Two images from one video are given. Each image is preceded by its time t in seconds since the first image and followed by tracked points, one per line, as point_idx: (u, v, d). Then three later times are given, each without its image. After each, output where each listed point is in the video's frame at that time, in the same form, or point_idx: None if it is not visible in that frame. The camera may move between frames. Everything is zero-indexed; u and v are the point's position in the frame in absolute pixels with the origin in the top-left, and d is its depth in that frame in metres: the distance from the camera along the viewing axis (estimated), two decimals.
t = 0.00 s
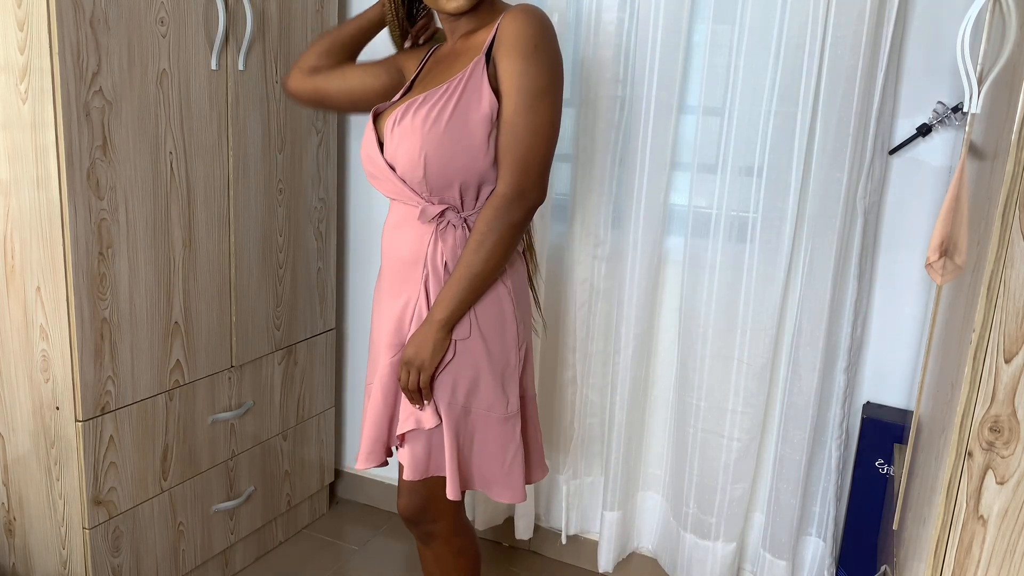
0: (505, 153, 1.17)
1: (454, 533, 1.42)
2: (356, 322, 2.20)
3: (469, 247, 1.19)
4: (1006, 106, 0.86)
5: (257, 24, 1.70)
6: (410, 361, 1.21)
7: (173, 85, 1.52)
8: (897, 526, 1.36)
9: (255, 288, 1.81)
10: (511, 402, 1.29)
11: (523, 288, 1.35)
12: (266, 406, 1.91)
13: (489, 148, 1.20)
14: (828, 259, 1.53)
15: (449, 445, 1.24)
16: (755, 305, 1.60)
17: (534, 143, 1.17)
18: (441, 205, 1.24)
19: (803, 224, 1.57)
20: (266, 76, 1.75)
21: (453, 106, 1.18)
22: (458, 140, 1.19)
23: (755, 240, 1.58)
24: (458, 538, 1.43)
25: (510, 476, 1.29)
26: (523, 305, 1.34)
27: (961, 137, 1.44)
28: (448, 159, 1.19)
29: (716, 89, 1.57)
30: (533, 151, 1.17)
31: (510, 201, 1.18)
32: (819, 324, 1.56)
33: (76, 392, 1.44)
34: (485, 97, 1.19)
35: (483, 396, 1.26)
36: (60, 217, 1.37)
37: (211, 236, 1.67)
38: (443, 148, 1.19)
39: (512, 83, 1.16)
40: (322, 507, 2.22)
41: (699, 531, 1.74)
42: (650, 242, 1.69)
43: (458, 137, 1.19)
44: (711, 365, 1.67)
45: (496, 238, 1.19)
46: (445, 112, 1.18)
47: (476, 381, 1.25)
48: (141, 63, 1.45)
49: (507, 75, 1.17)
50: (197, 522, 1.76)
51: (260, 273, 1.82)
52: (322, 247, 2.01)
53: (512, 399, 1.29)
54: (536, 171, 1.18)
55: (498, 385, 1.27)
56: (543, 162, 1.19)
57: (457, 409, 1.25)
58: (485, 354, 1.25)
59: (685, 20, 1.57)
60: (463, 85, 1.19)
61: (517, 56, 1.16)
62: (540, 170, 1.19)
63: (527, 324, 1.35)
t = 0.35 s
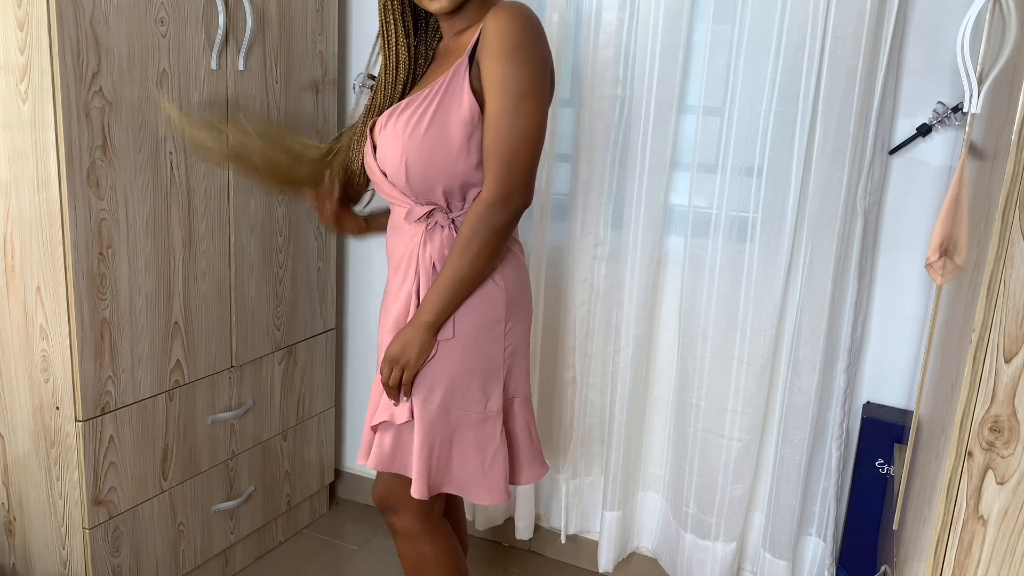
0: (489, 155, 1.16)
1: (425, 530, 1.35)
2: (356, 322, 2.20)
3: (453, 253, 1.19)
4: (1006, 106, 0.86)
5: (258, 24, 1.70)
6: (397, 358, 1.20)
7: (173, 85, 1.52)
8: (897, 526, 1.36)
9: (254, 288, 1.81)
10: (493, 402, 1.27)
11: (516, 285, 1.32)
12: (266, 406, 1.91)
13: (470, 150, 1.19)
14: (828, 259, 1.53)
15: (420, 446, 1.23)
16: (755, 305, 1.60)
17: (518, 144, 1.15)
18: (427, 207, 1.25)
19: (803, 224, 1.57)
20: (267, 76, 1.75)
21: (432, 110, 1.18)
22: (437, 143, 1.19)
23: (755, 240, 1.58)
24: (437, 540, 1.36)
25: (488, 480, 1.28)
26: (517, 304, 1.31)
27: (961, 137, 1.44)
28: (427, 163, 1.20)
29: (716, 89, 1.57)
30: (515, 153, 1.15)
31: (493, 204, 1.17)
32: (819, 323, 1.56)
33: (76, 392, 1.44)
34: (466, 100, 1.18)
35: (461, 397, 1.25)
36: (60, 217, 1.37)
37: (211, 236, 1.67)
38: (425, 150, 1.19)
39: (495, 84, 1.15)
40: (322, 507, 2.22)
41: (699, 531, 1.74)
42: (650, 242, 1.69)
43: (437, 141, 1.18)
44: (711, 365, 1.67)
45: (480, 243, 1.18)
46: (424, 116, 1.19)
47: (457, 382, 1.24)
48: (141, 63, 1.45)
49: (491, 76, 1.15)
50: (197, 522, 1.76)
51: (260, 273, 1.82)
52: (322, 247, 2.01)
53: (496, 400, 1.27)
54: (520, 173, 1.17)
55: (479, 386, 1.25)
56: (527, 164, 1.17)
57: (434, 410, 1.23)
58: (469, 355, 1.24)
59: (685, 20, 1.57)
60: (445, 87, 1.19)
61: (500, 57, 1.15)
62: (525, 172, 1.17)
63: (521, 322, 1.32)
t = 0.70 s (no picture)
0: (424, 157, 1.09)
1: (437, 548, 1.31)
2: (356, 322, 2.20)
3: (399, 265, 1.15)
4: (1006, 106, 0.86)
5: (257, 23, 1.70)
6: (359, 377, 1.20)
7: (173, 85, 1.52)
8: (897, 526, 1.36)
9: (254, 288, 1.81)
10: (469, 416, 1.19)
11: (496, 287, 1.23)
12: (266, 406, 1.91)
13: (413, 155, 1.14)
14: (828, 260, 1.53)
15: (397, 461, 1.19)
16: (755, 305, 1.60)
17: (450, 147, 1.06)
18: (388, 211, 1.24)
19: (803, 224, 1.57)
20: (266, 76, 1.75)
21: (383, 114, 1.16)
22: (383, 148, 1.16)
23: (755, 239, 1.58)
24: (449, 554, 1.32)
25: (470, 494, 1.20)
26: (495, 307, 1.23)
27: (961, 137, 1.44)
28: (375, 167, 1.18)
29: (716, 89, 1.57)
30: (447, 157, 1.07)
31: (424, 213, 1.10)
32: (819, 323, 1.56)
33: (76, 392, 1.45)
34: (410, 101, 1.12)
35: (439, 405, 1.19)
36: (60, 216, 1.37)
37: (211, 236, 1.67)
38: (373, 151, 1.17)
39: (433, 81, 1.08)
40: (322, 507, 2.22)
41: (699, 531, 1.74)
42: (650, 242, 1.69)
43: (382, 146, 1.16)
44: (711, 365, 1.67)
45: (417, 255, 1.12)
46: (377, 118, 1.17)
47: (424, 396, 1.18)
48: (141, 63, 1.45)
49: (432, 72, 1.08)
50: (197, 522, 1.76)
51: (260, 274, 1.82)
52: (322, 247, 2.01)
53: (472, 410, 1.19)
54: (455, 177, 1.07)
55: (451, 398, 1.18)
56: (462, 169, 1.07)
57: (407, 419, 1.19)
58: (439, 364, 1.18)
59: (685, 20, 1.57)
60: (396, 91, 1.15)
61: (439, 54, 1.08)
62: (460, 177, 1.07)
63: (502, 327, 1.24)
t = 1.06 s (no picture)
0: (354, 153, 1.12)
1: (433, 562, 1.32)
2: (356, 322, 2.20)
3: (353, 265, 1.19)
4: (1006, 106, 0.86)
5: (257, 24, 1.70)
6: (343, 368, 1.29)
7: (173, 85, 1.52)
8: (897, 526, 1.36)
9: (255, 289, 1.81)
10: (405, 431, 1.20)
11: (464, 299, 1.18)
12: (266, 406, 1.91)
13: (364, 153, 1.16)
14: (828, 260, 1.53)
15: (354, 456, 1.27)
16: (755, 305, 1.60)
17: (368, 145, 1.08)
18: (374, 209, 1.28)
19: (803, 224, 1.57)
20: (266, 76, 1.75)
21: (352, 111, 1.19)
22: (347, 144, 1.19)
23: (755, 239, 1.58)
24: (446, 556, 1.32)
25: (401, 511, 1.21)
26: (458, 320, 1.18)
27: (961, 137, 1.44)
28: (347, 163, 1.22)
29: (717, 90, 1.57)
30: (366, 159, 1.09)
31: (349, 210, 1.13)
32: (819, 324, 1.56)
33: (77, 392, 1.45)
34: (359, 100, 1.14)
35: (388, 412, 1.22)
36: (60, 216, 1.37)
37: (211, 236, 1.67)
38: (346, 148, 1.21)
39: (362, 78, 1.09)
40: (322, 507, 2.22)
41: (699, 530, 1.74)
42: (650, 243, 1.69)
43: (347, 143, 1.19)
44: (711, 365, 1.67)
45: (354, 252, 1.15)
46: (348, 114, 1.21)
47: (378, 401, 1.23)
48: (141, 62, 1.45)
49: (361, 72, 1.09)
50: (197, 522, 1.76)
51: (259, 274, 1.82)
52: (322, 247, 2.01)
53: (408, 426, 1.19)
54: (372, 178, 1.09)
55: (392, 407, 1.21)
56: (381, 168, 1.08)
57: (365, 421, 1.25)
58: (388, 370, 1.21)
59: (685, 20, 1.56)
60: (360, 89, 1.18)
61: (369, 55, 1.08)
62: (376, 174, 1.09)
63: (460, 343, 1.19)
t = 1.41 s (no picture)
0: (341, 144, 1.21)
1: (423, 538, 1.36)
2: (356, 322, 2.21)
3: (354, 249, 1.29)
4: (1005, 106, 0.86)
5: (257, 24, 1.70)
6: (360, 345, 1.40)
7: (173, 85, 1.52)
8: (897, 526, 1.36)
9: (255, 289, 1.81)
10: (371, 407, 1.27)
11: (432, 294, 1.21)
12: (266, 406, 1.91)
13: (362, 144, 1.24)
14: (828, 260, 1.53)
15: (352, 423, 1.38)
16: (755, 305, 1.60)
17: (346, 138, 1.17)
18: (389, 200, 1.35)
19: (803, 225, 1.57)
20: (266, 77, 1.75)
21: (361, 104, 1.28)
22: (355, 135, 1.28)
23: (755, 239, 1.58)
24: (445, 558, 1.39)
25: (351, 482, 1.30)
26: (428, 313, 1.22)
27: (961, 137, 1.44)
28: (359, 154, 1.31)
29: (717, 90, 1.56)
30: (350, 150, 1.17)
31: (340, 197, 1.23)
32: (819, 324, 1.56)
33: (76, 392, 1.45)
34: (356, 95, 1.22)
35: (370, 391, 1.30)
36: (60, 217, 1.37)
37: (211, 236, 1.67)
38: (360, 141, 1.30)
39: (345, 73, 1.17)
40: (323, 507, 2.22)
41: (699, 531, 1.74)
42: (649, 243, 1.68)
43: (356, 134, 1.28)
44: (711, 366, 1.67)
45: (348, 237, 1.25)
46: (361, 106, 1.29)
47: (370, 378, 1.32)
48: (141, 63, 1.45)
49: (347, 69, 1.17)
50: (197, 522, 1.76)
51: (260, 274, 1.82)
52: (322, 248, 2.01)
53: (372, 405, 1.27)
54: (355, 169, 1.18)
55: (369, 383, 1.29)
56: (358, 159, 1.17)
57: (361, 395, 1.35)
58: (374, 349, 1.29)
59: (685, 20, 1.56)
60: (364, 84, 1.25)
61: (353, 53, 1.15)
62: (358, 166, 1.18)
63: (423, 336, 1.22)
